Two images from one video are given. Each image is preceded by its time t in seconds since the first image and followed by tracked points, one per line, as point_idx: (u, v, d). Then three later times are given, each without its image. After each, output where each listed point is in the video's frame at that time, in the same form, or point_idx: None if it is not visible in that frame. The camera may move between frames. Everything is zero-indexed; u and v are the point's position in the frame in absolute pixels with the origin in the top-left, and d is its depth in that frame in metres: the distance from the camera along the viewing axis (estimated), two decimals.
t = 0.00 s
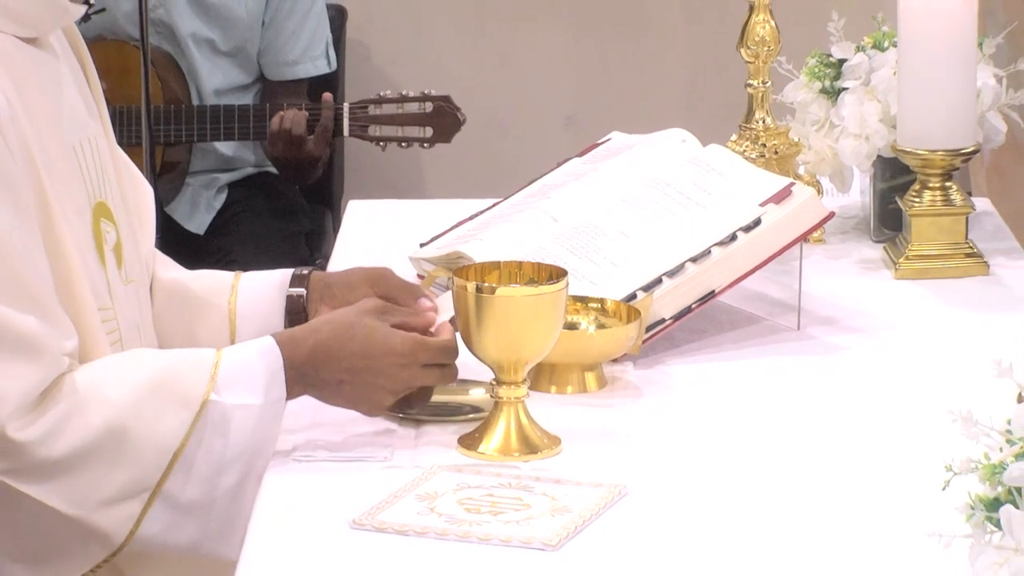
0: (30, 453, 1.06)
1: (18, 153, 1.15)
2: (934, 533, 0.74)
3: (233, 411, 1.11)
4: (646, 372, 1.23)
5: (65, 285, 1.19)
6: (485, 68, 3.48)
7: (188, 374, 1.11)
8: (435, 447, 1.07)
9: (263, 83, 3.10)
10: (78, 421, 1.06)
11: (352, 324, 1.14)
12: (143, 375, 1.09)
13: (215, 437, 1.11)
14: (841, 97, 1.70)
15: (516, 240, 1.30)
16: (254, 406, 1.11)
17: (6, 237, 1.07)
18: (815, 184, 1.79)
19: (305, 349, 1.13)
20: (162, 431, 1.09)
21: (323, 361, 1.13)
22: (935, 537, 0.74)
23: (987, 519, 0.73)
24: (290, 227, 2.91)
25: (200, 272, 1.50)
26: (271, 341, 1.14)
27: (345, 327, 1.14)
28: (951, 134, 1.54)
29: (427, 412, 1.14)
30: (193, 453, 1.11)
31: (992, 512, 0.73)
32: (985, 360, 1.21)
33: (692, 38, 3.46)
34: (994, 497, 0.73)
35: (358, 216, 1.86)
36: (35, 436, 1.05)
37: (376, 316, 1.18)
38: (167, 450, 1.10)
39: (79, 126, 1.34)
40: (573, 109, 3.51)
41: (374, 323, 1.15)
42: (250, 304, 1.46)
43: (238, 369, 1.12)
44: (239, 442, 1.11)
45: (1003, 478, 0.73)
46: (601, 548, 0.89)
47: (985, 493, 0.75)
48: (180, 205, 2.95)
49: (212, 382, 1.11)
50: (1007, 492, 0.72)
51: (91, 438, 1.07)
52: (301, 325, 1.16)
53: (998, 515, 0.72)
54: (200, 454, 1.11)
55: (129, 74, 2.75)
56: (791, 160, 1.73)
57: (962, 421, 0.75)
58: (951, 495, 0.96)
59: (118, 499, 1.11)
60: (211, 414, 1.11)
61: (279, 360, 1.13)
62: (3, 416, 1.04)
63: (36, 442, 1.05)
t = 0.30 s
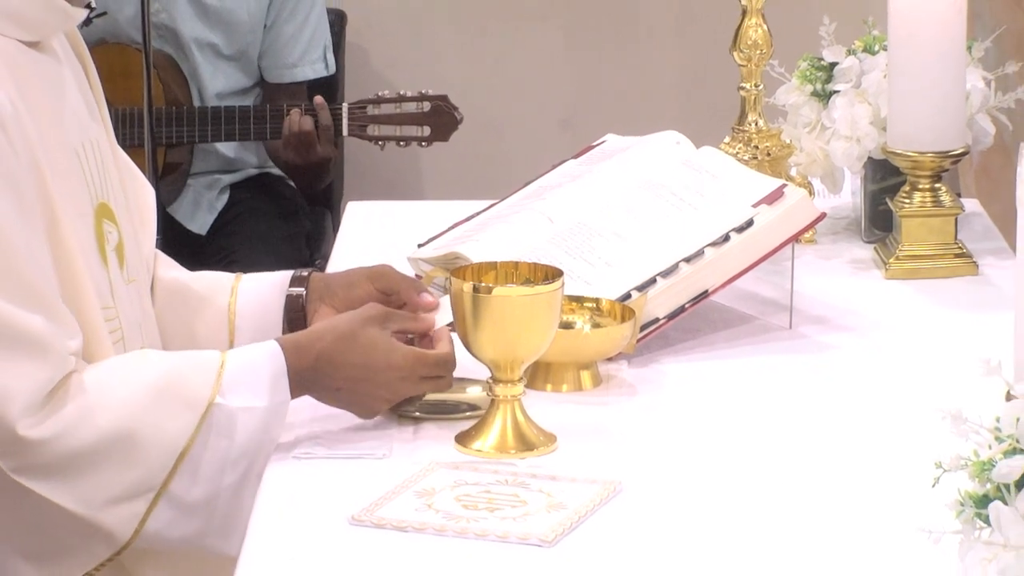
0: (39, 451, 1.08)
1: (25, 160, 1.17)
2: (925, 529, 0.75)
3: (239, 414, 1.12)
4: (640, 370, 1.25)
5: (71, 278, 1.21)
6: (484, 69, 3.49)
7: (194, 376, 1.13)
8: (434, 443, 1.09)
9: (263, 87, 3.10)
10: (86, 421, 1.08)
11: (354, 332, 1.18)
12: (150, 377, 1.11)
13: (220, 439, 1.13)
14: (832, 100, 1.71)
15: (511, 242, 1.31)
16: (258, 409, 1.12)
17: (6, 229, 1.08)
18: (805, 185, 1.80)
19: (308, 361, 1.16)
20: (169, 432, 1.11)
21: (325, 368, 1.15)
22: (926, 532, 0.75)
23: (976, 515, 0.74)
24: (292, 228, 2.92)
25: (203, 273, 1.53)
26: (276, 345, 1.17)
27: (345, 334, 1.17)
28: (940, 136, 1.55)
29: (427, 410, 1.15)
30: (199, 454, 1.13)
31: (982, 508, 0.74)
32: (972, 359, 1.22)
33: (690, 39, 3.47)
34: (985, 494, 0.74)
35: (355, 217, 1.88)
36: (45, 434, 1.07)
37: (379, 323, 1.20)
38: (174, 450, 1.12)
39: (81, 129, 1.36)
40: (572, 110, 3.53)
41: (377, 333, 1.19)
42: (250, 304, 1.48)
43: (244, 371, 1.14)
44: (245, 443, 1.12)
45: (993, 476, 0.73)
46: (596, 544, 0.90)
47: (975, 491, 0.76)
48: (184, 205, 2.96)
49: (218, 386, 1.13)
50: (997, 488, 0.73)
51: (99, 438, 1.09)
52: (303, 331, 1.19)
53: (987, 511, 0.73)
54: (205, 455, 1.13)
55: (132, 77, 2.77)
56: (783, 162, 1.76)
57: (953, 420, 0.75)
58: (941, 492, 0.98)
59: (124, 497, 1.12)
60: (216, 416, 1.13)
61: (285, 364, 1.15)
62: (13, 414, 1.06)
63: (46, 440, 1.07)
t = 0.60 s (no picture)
0: (46, 450, 1.09)
1: (32, 165, 1.18)
2: (913, 528, 0.74)
3: (240, 416, 1.15)
4: (634, 369, 1.27)
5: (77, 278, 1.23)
6: (482, 70, 3.50)
7: (198, 377, 1.15)
8: (431, 439, 1.11)
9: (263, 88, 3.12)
10: (93, 421, 1.10)
11: (352, 334, 1.20)
12: (156, 377, 1.13)
13: (222, 440, 1.15)
14: (823, 103, 1.73)
15: (507, 243, 1.33)
16: (260, 409, 1.15)
17: (12, 229, 1.10)
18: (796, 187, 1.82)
19: (307, 361, 1.18)
20: (173, 432, 1.13)
21: (325, 368, 1.17)
22: (913, 531, 0.74)
23: (965, 511, 0.73)
24: (291, 228, 2.97)
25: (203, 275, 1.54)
26: (276, 347, 1.19)
27: (344, 337, 1.20)
28: (931, 139, 1.57)
29: (424, 409, 1.17)
30: (201, 454, 1.15)
31: (971, 505, 0.73)
32: (961, 358, 1.24)
33: (688, 39, 3.49)
34: (973, 491, 0.73)
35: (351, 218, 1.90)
36: (53, 433, 1.09)
37: (376, 326, 1.23)
38: (177, 450, 1.14)
39: (84, 132, 1.37)
40: (570, 110, 3.54)
41: (376, 335, 1.21)
42: (250, 304, 1.49)
43: (246, 373, 1.16)
44: (246, 440, 1.15)
45: (982, 471, 0.72)
46: (590, 540, 0.92)
47: (964, 488, 0.75)
48: (184, 206, 2.97)
49: (220, 387, 1.15)
50: (985, 485, 0.72)
51: (106, 437, 1.10)
52: (304, 333, 1.21)
53: (976, 508, 0.72)
54: (208, 455, 1.15)
55: (133, 79, 2.78)
56: (775, 164, 1.76)
57: (943, 418, 0.75)
58: (930, 490, 0.99)
59: (128, 496, 1.14)
60: (218, 417, 1.15)
61: (285, 365, 1.18)
62: (23, 412, 1.07)
63: (54, 438, 1.09)
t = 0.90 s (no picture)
0: (49, 448, 1.11)
1: (33, 168, 1.19)
2: (902, 523, 0.74)
3: (240, 413, 1.16)
4: (628, 367, 1.28)
5: (80, 277, 1.25)
6: (480, 71, 3.52)
7: (198, 376, 1.16)
8: (428, 438, 1.13)
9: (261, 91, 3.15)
10: (95, 420, 1.11)
11: (349, 333, 1.22)
12: (156, 377, 1.14)
13: (222, 438, 1.16)
14: (814, 105, 1.74)
15: (503, 243, 1.35)
16: (259, 407, 1.16)
17: (15, 232, 1.11)
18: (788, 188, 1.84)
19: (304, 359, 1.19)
20: (174, 429, 1.14)
21: (322, 366, 1.19)
22: (903, 527, 0.74)
23: (954, 508, 0.73)
24: (290, 228, 3.00)
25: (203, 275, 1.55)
26: (275, 346, 1.21)
27: (342, 335, 1.21)
28: (919, 142, 1.58)
29: (421, 406, 1.18)
30: (202, 452, 1.17)
31: (959, 501, 0.73)
32: (949, 357, 1.25)
33: (685, 40, 3.50)
34: (962, 487, 0.73)
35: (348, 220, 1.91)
36: (56, 431, 1.10)
37: (374, 325, 1.24)
38: (177, 448, 1.15)
39: (86, 135, 1.39)
40: (568, 111, 3.55)
41: (373, 333, 1.23)
42: (249, 305, 1.51)
43: (245, 372, 1.18)
44: (246, 438, 1.16)
45: (971, 468, 0.73)
46: (584, 537, 0.94)
47: (953, 483, 0.75)
48: (185, 208, 2.97)
49: (220, 385, 1.17)
50: (974, 481, 0.72)
51: (108, 435, 1.12)
52: (302, 332, 1.23)
53: (965, 504, 0.73)
54: (208, 453, 1.17)
55: (135, 82, 2.80)
56: (767, 165, 1.78)
57: (931, 416, 0.76)
58: (918, 487, 1.01)
59: (131, 493, 1.16)
60: (218, 415, 1.16)
61: (284, 364, 1.19)
62: (26, 411, 1.09)
63: (56, 437, 1.10)
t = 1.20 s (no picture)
0: (50, 448, 1.12)
1: (35, 171, 1.21)
2: (893, 520, 0.76)
3: (239, 411, 1.18)
4: (622, 366, 1.30)
5: (81, 277, 1.26)
6: (478, 73, 3.53)
7: (197, 375, 1.18)
8: (426, 436, 1.14)
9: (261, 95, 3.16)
10: (97, 419, 1.13)
11: (347, 331, 1.23)
12: (157, 377, 1.16)
13: (221, 436, 1.18)
14: (807, 107, 1.76)
15: (499, 244, 1.36)
16: (258, 405, 1.17)
17: (15, 234, 1.13)
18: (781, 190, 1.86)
19: (301, 357, 1.21)
20: (174, 428, 1.16)
21: (320, 365, 1.20)
22: (894, 522, 0.76)
23: (944, 505, 0.75)
24: (290, 230, 3.01)
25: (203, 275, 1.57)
26: (274, 344, 1.22)
27: (339, 333, 1.23)
28: (909, 143, 1.60)
29: (418, 404, 1.20)
30: (202, 450, 1.18)
31: (949, 498, 0.75)
32: (939, 356, 1.27)
33: (682, 42, 3.52)
34: (951, 484, 0.75)
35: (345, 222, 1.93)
36: (57, 431, 1.12)
37: (371, 323, 1.26)
38: (177, 446, 1.17)
39: (88, 138, 1.41)
40: (566, 113, 3.57)
41: (370, 331, 1.24)
42: (249, 304, 1.53)
43: (242, 371, 1.19)
44: (245, 436, 1.18)
45: (959, 466, 0.74)
46: (578, 533, 0.95)
47: (943, 480, 0.77)
48: (185, 208, 2.99)
49: (219, 383, 1.18)
50: (962, 479, 0.74)
51: (109, 434, 1.14)
52: (300, 330, 1.24)
53: (955, 501, 0.74)
54: (208, 451, 1.18)
55: (135, 85, 2.82)
56: (759, 167, 1.80)
57: (922, 414, 0.77)
58: (909, 484, 1.02)
59: (131, 491, 1.18)
60: (217, 413, 1.18)
61: (282, 364, 1.20)
62: (27, 411, 1.10)
63: (57, 436, 1.12)
